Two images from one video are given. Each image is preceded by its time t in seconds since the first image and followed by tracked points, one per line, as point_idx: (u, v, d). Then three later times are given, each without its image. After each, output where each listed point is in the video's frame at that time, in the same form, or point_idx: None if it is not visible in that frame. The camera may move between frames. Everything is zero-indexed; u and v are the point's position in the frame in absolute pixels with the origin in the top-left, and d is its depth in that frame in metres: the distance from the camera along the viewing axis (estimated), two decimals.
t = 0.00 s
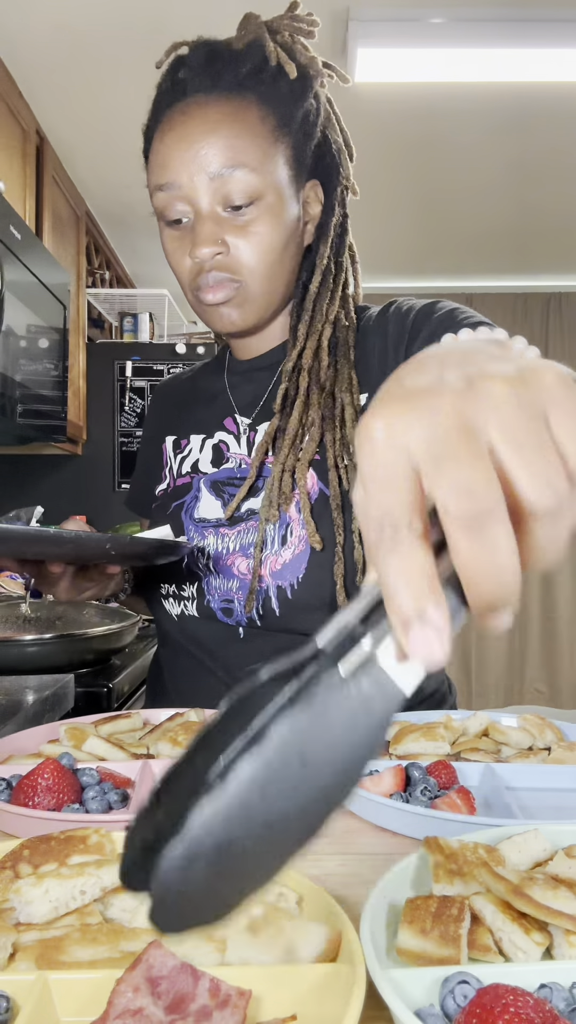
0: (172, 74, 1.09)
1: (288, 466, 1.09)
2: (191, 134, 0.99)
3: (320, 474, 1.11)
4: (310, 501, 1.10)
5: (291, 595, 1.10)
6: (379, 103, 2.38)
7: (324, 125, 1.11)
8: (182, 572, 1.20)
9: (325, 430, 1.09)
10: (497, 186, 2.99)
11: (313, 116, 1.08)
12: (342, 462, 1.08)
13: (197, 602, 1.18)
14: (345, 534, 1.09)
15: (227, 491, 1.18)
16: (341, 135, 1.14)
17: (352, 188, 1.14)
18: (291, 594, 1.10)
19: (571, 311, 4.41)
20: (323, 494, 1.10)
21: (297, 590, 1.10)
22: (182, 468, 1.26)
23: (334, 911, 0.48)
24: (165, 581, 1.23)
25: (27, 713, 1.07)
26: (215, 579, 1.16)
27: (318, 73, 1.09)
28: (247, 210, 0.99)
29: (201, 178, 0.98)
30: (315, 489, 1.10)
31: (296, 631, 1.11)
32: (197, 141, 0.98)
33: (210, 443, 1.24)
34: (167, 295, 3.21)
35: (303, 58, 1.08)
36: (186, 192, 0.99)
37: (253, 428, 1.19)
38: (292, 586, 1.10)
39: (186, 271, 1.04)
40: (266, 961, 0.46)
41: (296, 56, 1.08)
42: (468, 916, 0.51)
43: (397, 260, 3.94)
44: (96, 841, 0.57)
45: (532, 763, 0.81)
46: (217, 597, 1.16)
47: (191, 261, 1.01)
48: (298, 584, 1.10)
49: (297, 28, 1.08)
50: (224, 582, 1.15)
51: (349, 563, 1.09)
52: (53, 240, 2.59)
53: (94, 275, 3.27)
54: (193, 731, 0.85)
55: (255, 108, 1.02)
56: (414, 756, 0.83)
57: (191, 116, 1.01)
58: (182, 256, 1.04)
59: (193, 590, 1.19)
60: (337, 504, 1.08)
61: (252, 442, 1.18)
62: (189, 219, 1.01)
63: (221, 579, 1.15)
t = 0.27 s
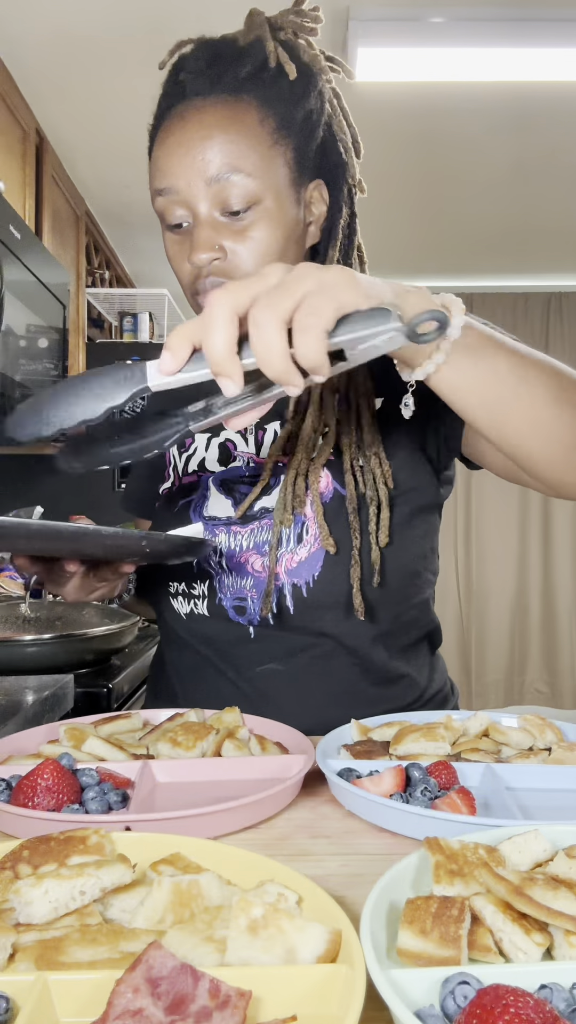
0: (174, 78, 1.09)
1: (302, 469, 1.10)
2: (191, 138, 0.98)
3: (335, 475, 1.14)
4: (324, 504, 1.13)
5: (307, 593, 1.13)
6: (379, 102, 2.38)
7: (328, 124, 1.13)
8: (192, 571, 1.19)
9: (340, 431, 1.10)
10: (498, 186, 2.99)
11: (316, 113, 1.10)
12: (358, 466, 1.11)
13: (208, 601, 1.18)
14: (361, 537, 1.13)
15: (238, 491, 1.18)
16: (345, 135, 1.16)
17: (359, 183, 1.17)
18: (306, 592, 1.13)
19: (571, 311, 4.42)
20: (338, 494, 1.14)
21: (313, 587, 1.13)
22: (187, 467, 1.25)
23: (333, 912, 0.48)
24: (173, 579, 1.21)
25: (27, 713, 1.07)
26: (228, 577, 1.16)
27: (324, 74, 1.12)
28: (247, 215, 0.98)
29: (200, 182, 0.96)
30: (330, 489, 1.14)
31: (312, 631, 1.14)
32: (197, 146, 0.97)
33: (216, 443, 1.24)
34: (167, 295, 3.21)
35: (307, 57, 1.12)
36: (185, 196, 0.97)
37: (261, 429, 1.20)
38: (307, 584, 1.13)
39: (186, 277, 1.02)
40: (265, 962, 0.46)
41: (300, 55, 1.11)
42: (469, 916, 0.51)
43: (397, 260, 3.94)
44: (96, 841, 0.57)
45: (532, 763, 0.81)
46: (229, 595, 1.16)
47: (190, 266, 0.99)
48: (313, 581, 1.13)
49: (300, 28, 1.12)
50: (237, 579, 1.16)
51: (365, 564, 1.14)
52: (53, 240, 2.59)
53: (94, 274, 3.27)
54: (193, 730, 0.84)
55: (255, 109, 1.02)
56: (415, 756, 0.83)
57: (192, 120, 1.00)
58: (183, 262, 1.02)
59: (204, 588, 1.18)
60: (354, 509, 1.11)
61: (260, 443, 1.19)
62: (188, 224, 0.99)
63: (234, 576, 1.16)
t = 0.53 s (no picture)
0: (178, 82, 1.10)
1: (309, 471, 1.09)
2: (192, 141, 0.98)
3: (342, 474, 1.13)
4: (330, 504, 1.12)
5: (314, 592, 1.13)
6: (379, 102, 2.38)
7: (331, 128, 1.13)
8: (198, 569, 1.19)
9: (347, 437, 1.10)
10: (498, 186, 2.99)
11: (319, 117, 1.10)
12: (365, 468, 1.10)
13: (214, 600, 1.17)
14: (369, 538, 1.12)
15: (245, 490, 1.19)
16: (350, 138, 1.15)
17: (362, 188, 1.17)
18: (314, 591, 1.13)
19: (571, 311, 4.42)
20: (345, 494, 1.13)
21: (321, 586, 1.13)
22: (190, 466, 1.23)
23: (333, 912, 0.48)
24: (178, 577, 1.20)
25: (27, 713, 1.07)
26: (235, 575, 1.16)
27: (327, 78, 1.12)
28: (247, 218, 0.98)
29: (201, 186, 0.97)
30: (337, 489, 1.13)
31: (317, 631, 1.14)
32: (198, 149, 0.98)
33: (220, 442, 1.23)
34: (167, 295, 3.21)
35: (310, 60, 1.11)
36: (186, 199, 0.98)
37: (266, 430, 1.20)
38: (316, 583, 1.13)
39: (187, 279, 1.02)
40: (265, 962, 0.46)
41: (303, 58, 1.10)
42: (469, 916, 0.51)
43: (397, 260, 3.94)
44: (97, 841, 0.57)
45: (532, 763, 0.81)
46: (236, 593, 1.16)
47: (191, 268, 1.00)
48: (322, 579, 1.13)
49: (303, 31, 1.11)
50: (244, 577, 1.16)
51: (375, 565, 1.13)
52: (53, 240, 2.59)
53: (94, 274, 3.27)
54: (193, 731, 0.85)
55: (257, 112, 1.02)
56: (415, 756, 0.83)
57: (194, 124, 1.01)
58: (183, 264, 1.02)
59: (210, 586, 1.18)
60: (362, 510, 1.10)
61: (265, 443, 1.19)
62: (189, 227, 1.00)
63: (240, 574, 1.16)
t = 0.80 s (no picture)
0: (192, 83, 1.10)
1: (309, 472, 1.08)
2: (202, 138, 0.99)
3: (343, 465, 1.13)
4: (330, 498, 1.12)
5: (318, 581, 1.13)
6: (379, 103, 2.38)
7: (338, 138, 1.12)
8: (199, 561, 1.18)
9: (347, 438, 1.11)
10: (498, 186, 2.99)
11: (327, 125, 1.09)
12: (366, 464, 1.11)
13: (215, 593, 1.17)
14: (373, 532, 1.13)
15: (246, 483, 1.19)
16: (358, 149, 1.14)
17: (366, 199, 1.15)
18: (319, 578, 1.13)
19: (571, 312, 4.42)
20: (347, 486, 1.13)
21: (325, 576, 1.13)
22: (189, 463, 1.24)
23: (333, 912, 0.48)
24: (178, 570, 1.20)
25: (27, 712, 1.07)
26: (237, 567, 1.15)
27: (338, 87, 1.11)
28: (252, 215, 0.98)
29: (208, 182, 0.98)
30: (339, 481, 1.13)
31: (319, 627, 1.14)
32: (208, 146, 0.98)
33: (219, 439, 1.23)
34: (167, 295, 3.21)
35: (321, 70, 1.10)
36: (192, 194, 0.98)
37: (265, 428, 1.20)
38: (320, 572, 1.13)
39: (187, 272, 1.02)
40: (265, 962, 0.46)
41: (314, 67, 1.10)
42: (469, 916, 0.51)
43: (397, 260, 3.94)
44: (97, 841, 0.57)
45: (532, 763, 0.81)
46: (238, 585, 1.16)
47: (191, 261, 0.99)
48: (326, 570, 1.13)
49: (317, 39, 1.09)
50: (246, 569, 1.15)
51: (380, 560, 1.14)
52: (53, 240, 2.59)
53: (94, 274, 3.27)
54: (193, 730, 0.85)
55: (267, 115, 1.03)
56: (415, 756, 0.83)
57: (204, 122, 1.01)
58: (184, 258, 1.02)
59: (211, 579, 1.17)
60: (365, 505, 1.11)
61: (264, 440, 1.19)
62: (193, 221, 1.00)
63: (243, 566, 1.15)
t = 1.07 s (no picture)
0: (206, 77, 1.10)
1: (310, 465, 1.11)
2: (218, 134, 1.00)
3: (344, 465, 1.13)
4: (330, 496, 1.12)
5: (317, 579, 1.13)
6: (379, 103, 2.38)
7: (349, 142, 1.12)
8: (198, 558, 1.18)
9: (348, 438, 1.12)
10: (497, 186, 2.99)
11: (341, 129, 1.09)
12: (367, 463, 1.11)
13: (213, 589, 1.17)
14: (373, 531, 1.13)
15: (245, 479, 1.19)
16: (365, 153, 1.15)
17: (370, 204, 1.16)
18: (317, 577, 1.13)
19: (571, 311, 4.42)
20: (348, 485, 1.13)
21: (323, 575, 1.13)
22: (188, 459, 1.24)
23: (333, 912, 0.48)
24: (177, 567, 1.20)
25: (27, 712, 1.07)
26: (235, 562, 1.15)
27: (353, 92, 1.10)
28: (266, 212, 0.99)
29: (223, 178, 0.99)
30: (340, 481, 1.13)
31: (318, 624, 1.14)
32: (224, 141, 0.99)
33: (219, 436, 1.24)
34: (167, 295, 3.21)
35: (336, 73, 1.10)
36: (207, 189, 0.99)
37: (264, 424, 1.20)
38: (318, 570, 1.13)
39: (198, 268, 1.02)
40: (265, 962, 0.46)
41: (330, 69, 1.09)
42: (468, 916, 0.51)
43: (397, 260, 3.94)
44: (97, 841, 0.57)
45: (532, 763, 0.81)
46: (237, 580, 1.16)
47: (203, 256, 1.00)
48: (324, 569, 1.13)
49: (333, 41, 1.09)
50: (245, 564, 1.15)
51: (379, 558, 1.14)
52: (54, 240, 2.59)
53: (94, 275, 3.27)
54: (193, 730, 0.84)
55: (284, 114, 1.03)
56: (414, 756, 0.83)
57: (220, 118, 1.02)
58: (195, 253, 1.02)
59: (209, 575, 1.18)
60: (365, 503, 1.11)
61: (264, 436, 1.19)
62: (206, 216, 1.00)
63: (242, 561, 1.16)
